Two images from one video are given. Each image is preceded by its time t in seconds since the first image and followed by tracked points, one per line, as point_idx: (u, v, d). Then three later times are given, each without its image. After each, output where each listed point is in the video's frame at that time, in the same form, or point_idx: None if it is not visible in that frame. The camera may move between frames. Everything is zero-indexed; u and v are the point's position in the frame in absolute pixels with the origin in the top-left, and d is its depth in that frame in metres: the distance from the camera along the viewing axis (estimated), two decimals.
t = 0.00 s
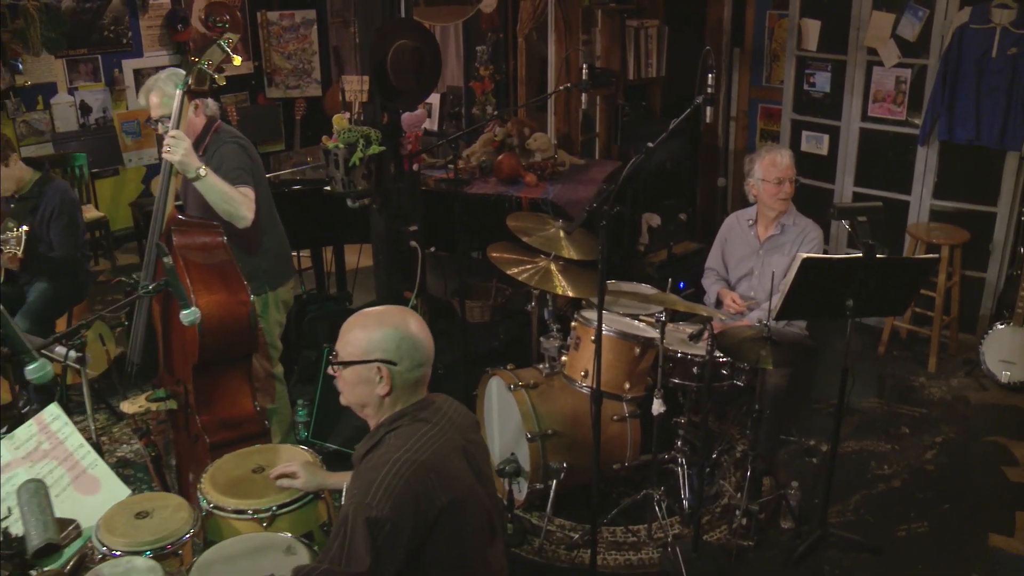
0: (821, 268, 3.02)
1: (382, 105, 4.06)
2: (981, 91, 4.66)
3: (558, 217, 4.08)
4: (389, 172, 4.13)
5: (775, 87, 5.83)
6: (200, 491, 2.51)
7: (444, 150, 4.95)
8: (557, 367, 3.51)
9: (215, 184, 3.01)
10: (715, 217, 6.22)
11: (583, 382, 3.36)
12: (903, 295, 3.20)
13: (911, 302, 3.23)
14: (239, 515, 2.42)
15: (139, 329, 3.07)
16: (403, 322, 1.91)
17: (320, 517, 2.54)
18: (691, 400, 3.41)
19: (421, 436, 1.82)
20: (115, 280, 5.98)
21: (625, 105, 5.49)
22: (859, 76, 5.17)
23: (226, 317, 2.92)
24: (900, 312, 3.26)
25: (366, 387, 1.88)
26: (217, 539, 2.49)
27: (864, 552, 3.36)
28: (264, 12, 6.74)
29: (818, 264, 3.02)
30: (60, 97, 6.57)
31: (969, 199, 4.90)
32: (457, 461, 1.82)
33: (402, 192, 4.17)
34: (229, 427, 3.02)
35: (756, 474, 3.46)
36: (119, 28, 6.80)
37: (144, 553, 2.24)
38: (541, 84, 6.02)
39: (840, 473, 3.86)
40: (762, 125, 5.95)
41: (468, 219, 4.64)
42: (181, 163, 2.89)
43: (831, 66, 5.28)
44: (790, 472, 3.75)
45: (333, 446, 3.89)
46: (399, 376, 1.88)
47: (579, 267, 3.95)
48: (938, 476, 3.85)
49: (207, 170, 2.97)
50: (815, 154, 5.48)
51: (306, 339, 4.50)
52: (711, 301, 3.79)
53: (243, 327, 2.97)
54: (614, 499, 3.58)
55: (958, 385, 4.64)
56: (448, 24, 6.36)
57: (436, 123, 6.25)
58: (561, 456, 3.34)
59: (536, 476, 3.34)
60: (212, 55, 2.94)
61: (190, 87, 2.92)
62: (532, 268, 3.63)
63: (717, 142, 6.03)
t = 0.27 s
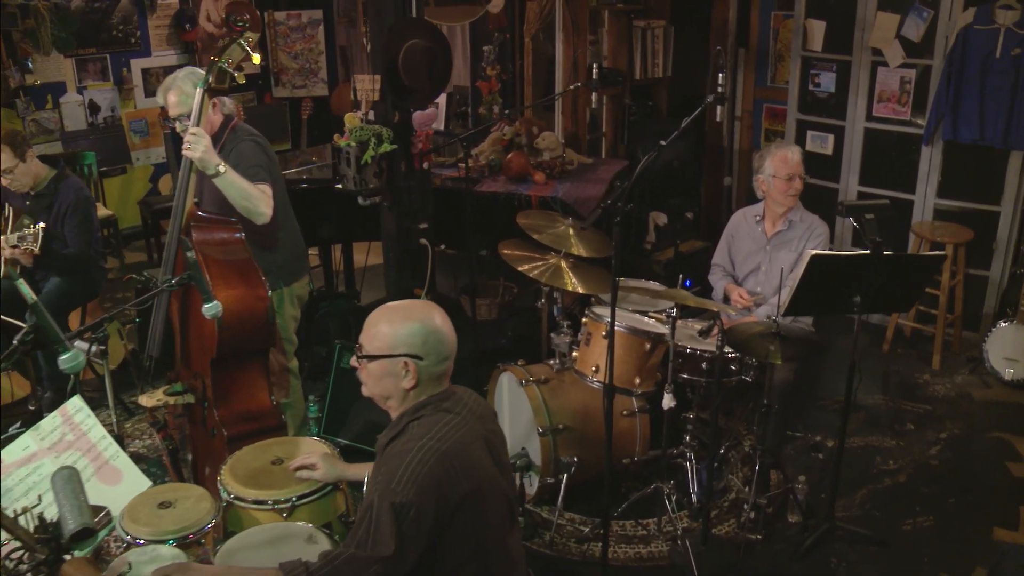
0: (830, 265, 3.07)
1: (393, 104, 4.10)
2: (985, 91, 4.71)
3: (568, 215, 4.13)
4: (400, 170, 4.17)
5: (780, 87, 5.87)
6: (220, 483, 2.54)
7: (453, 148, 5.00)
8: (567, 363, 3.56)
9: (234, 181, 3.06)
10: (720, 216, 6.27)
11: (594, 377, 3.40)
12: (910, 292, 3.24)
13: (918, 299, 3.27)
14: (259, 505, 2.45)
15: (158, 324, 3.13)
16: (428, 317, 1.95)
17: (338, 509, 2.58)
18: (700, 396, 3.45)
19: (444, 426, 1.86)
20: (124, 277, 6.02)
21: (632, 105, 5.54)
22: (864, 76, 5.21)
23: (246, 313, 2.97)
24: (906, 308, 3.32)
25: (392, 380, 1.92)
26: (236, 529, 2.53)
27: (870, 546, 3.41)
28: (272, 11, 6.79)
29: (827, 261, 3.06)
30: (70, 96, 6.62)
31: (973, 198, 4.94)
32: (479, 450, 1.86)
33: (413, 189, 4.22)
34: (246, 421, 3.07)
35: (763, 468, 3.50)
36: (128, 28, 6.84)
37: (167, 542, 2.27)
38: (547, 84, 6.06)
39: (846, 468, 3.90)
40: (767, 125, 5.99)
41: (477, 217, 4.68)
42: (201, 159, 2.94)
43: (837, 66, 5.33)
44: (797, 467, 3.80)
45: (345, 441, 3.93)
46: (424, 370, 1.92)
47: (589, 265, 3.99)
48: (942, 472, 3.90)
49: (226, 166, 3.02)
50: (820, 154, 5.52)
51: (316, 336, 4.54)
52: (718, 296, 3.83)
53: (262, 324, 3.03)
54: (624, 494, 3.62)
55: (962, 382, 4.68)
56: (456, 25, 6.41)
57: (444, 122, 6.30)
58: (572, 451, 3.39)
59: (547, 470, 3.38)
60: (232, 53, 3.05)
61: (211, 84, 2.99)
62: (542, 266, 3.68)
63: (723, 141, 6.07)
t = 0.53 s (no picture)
0: (837, 261, 3.11)
1: (403, 103, 4.14)
2: (988, 91, 4.76)
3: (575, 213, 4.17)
4: (410, 169, 4.21)
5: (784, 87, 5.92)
6: (239, 475, 2.58)
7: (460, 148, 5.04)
8: (576, 359, 3.60)
9: (252, 179, 3.09)
10: (724, 215, 6.31)
11: (604, 373, 3.46)
12: (915, 288, 3.29)
13: (923, 294, 3.32)
14: (278, 497, 2.49)
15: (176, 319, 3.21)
16: (450, 310, 1.99)
17: (354, 501, 2.62)
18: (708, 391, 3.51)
19: (467, 413, 1.90)
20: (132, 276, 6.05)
21: (637, 105, 5.58)
22: (868, 76, 5.26)
23: (264, 308, 3.02)
24: (912, 304, 3.37)
25: (418, 372, 1.96)
26: (254, 521, 2.56)
27: (876, 539, 3.45)
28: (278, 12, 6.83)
29: (834, 256, 3.11)
30: (77, 96, 6.65)
31: (975, 197, 4.99)
32: (500, 436, 1.91)
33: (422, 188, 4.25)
34: (262, 415, 3.13)
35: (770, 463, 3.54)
36: (135, 28, 6.89)
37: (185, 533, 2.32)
38: (552, 84, 6.10)
39: (851, 463, 3.95)
40: (771, 124, 6.03)
41: (485, 215, 4.72)
42: (221, 156, 2.99)
43: (840, 66, 5.37)
44: (803, 462, 3.84)
45: (356, 437, 3.97)
46: (449, 362, 1.96)
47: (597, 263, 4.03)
48: (946, 467, 3.94)
49: (245, 164, 3.06)
50: (823, 153, 5.57)
51: (325, 333, 4.58)
52: (722, 290, 3.88)
53: (279, 319, 3.08)
54: (632, 488, 3.66)
55: (965, 379, 4.72)
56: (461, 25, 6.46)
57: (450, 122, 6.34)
58: (581, 446, 3.43)
59: (557, 464, 3.42)
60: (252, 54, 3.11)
61: (231, 83, 3.06)
62: (552, 263, 3.73)
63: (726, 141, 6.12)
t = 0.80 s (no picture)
0: (845, 257, 3.16)
1: (413, 103, 4.18)
2: (991, 90, 4.81)
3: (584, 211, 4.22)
4: (420, 168, 4.25)
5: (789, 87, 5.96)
6: (259, 468, 2.63)
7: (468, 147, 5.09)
8: (586, 355, 3.65)
9: (271, 178, 3.14)
10: (729, 214, 6.36)
11: (615, 368, 3.50)
12: (921, 284, 3.34)
13: (929, 290, 3.37)
14: (298, 489, 2.54)
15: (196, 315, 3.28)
16: (480, 303, 2.09)
17: (372, 493, 2.67)
18: (717, 386, 3.56)
19: (491, 403, 1.98)
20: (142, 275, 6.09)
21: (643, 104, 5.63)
22: (872, 75, 5.30)
23: (283, 304, 3.09)
24: (918, 299, 3.42)
25: (445, 360, 2.06)
26: (274, 513, 2.61)
27: (882, 532, 3.50)
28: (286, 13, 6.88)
29: (842, 253, 3.15)
30: (86, 96, 6.69)
31: (979, 195, 5.04)
32: (522, 426, 1.99)
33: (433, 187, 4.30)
34: (279, 409, 3.19)
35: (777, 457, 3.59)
36: (143, 29, 6.93)
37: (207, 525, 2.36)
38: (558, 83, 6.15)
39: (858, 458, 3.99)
40: (775, 124, 6.08)
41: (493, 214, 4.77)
42: (242, 154, 3.04)
43: (845, 65, 5.42)
44: (810, 456, 3.89)
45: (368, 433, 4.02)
46: (476, 352, 2.06)
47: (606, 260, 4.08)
48: (952, 462, 3.99)
49: (265, 163, 3.11)
50: (827, 152, 5.62)
51: (335, 331, 4.63)
52: (728, 287, 3.92)
53: (297, 315, 3.14)
54: (642, 483, 3.71)
55: (970, 375, 4.77)
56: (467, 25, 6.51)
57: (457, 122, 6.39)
58: (592, 440, 3.47)
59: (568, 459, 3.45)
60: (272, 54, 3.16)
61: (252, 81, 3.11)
62: (562, 260, 3.78)
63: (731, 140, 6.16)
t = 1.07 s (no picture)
0: (852, 254, 3.21)
1: (424, 102, 4.23)
2: (995, 90, 4.85)
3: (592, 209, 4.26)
4: (430, 166, 4.30)
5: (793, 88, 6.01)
6: (276, 459, 2.67)
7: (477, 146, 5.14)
8: (596, 351, 3.69)
9: (290, 175, 3.19)
10: (733, 214, 6.40)
11: (624, 364, 3.54)
12: (926, 281, 3.38)
13: (934, 287, 3.41)
14: (315, 481, 2.57)
15: (212, 312, 3.31)
16: (495, 294, 2.14)
17: (389, 484, 2.70)
18: (725, 382, 3.59)
19: (512, 398, 2.04)
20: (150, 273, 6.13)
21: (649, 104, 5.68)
22: (876, 76, 5.35)
23: (299, 299, 3.13)
24: (924, 296, 3.46)
25: (464, 352, 2.11)
26: (292, 504, 2.64)
27: (888, 526, 3.55)
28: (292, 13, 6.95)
29: (850, 250, 3.20)
30: (94, 95, 6.74)
31: (982, 194, 5.08)
32: (543, 421, 2.05)
33: (443, 185, 4.34)
34: (293, 403, 3.23)
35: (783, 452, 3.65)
36: (151, 29, 6.98)
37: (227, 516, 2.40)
38: (564, 84, 6.19)
39: (863, 454, 4.03)
40: (779, 124, 6.13)
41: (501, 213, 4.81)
42: (261, 152, 3.09)
43: (849, 66, 5.47)
44: (816, 452, 3.93)
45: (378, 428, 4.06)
46: (494, 343, 2.11)
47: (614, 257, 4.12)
48: (956, 458, 4.03)
49: (283, 160, 3.16)
50: (832, 152, 5.66)
51: (345, 327, 4.67)
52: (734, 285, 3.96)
53: (313, 310, 3.19)
54: (649, 478, 3.75)
55: (973, 373, 4.82)
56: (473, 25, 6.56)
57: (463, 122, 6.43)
58: (601, 435, 3.51)
59: (577, 454, 3.50)
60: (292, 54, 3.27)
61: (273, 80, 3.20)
62: (571, 257, 3.83)
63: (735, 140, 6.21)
